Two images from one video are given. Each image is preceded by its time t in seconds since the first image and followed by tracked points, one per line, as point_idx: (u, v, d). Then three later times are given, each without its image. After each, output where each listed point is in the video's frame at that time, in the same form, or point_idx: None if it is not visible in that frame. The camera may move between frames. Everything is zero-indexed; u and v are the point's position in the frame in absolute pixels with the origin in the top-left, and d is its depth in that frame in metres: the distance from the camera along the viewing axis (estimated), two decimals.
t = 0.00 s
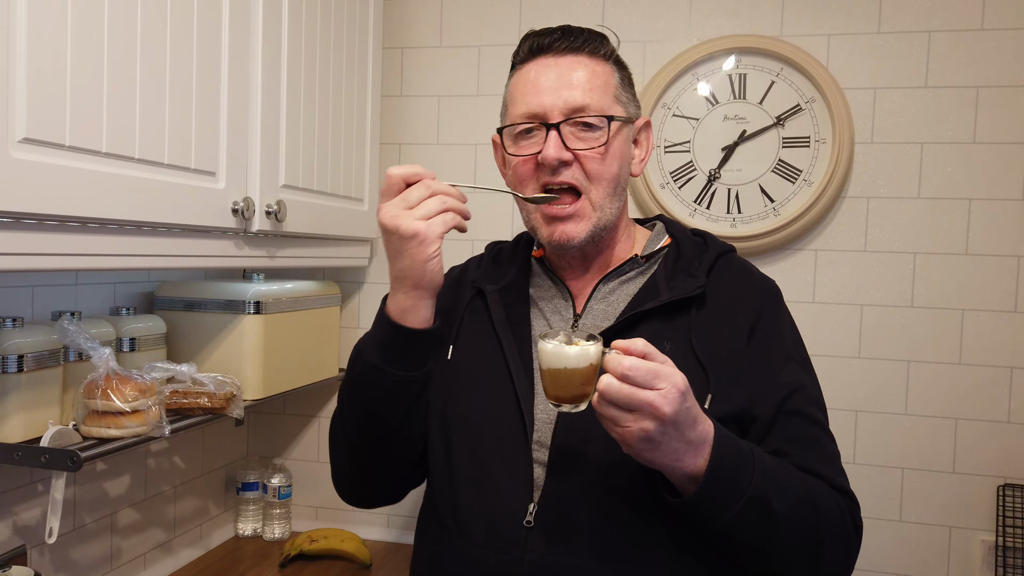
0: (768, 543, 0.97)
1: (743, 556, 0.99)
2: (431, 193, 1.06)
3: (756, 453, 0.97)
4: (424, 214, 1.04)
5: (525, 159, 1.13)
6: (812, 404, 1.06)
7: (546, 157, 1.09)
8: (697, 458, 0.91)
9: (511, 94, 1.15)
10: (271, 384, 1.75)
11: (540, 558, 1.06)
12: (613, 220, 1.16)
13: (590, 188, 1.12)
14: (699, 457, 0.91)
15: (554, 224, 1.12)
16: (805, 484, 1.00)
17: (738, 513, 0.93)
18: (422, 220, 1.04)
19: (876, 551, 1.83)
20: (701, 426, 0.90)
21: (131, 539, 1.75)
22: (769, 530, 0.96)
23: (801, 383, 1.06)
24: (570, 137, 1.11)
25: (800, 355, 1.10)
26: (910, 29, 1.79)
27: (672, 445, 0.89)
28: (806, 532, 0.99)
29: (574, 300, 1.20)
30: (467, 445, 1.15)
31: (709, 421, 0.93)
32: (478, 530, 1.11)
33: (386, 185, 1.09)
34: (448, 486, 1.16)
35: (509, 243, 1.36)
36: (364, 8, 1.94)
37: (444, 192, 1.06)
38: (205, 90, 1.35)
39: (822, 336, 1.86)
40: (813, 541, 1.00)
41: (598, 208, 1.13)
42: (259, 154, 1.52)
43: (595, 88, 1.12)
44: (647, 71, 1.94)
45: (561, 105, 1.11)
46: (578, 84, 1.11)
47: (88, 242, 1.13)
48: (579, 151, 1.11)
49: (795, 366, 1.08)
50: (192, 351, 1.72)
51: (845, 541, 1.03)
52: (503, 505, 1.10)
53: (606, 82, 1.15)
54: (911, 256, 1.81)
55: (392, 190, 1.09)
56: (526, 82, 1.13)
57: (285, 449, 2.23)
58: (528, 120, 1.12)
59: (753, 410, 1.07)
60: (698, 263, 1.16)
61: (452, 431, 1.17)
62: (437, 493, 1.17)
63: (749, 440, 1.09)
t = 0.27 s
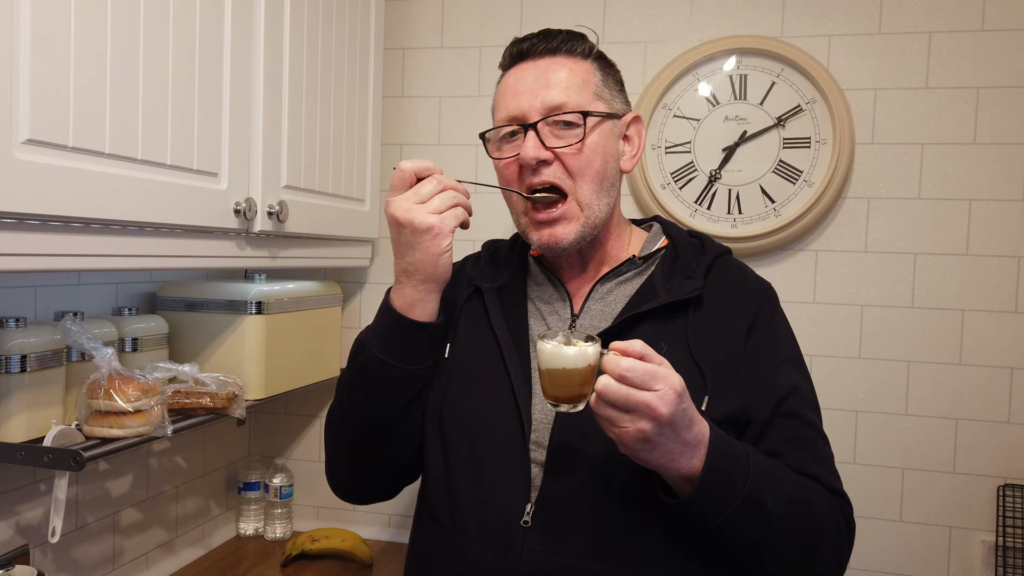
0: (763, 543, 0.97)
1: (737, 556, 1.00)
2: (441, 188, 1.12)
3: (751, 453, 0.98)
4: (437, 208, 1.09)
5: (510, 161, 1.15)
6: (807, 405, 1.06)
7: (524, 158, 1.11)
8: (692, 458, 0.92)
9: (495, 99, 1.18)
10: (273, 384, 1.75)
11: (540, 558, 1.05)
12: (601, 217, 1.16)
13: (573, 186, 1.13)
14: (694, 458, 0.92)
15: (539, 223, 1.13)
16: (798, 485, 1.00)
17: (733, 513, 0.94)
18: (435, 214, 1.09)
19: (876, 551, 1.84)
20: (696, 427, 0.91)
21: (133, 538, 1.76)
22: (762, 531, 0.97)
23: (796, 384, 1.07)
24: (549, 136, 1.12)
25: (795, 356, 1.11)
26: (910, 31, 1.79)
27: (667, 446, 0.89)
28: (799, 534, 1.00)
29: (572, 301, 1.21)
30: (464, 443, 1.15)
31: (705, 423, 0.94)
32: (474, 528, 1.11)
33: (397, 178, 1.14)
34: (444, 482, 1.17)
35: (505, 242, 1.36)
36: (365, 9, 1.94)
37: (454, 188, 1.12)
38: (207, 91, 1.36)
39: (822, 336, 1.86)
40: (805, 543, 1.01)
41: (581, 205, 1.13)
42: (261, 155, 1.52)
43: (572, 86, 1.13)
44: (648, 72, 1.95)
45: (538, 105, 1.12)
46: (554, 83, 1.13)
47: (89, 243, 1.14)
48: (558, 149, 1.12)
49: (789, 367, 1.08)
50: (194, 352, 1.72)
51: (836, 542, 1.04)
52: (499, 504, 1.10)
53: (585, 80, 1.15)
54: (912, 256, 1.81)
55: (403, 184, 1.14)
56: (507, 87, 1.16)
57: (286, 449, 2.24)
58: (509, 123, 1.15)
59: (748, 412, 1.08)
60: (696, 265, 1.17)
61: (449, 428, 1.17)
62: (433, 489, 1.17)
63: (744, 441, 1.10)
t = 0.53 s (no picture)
0: (757, 544, 0.98)
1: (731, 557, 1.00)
2: (445, 185, 1.13)
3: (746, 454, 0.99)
4: (441, 205, 1.10)
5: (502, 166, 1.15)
6: (803, 407, 1.07)
7: (517, 163, 1.11)
8: (688, 459, 0.93)
9: (490, 106, 1.19)
10: (276, 384, 1.76)
11: (534, 556, 1.06)
12: (593, 219, 1.16)
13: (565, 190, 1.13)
14: (690, 459, 0.93)
15: (531, 228, 1.13)
16: (793, 487, 1.01)
17: (727, 514, 0.95)
18: (439, 211, 1.10)
19: (878, 551, 1.84)
20: (692, 429, 0.91)
21: (136, 538, 1.76)
22: (756, 532, 0.97)
23: (792, 386, 1.07)
24: (541, 141, 1.12)
25: (791, 358, 1.11)
26: (912, 31, 1.80)
27: (664, 447, 0.90)
28: (792, 536, 1.00)
29: (571, 299, 1.21)
30: (461, 439, 1.16)
31: (701, 424, 0.94)
32: (472, 526, 1.12)
33: (401, 174, 1.15)
34: (441, 479, 1.17)
35: (505, 241, 1.37)
36: (368, 9, 1.95)
37: (457, 186, 1.14)
38: (210, 92, 1.36)
39: (823, 336, 1.87)
40: (799, 545, 1.01)
41: (574, 208, 1.13)
42: (264, 155, 1.53)
43: (564, 91, 1.14)
44: (649, 73, 1.95)
45: (531, 110, 1.13)
46: (546, 89, 1.13)
47: (94, 243, 1.14)
48: (549, 153, 1.12)
49: (785, 369, 1.09)
50: (197, 352, 1.73)
51: (830, 544, 1.04)
52: (496, 501, 1.10)
53: (577, 83, 1.15)
54: (913, 257, 1.81)
55: (408, 179, 1.15)
56: (501, 93, 1.17)
57: (289, 448, 2.24)
58: (503, 129, 1.16)
59: (744, 412, 1.08)
60: (694, 265, 1.17)
61: (447, 425, 1.18)
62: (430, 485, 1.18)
63: (741, 442, 1.10)
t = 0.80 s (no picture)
0: (753, 543, 0.98)
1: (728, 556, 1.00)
2: (435, 184, 1.12)
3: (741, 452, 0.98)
4: (431, 204, 1.09)
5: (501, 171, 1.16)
6: (801, 407, 1.07)
7: (516, 168, 1.11)
8: (684, 458, 0.93)
9: (488, 110, 1.19)
10: (277, 383, 1.76)
11: (528, 555, 1.06)
12: (594, 220, 1.16)
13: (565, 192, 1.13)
14: (685, 457, 0.93)
15: (531, 230, 1.14)
16: (789, 487, 1.00)
17: (722, 514, 0.95)
18: (429, 210, 1.09)
19: (880, 552, 1.84)
20: (688, 428, 0.91)
21: (138, 538, 1.76)
22: (752, 532, 0.97)
23: (790, 386, 1.07)
24: (539, 145, 1.12)
25: (790, 358, 1.11)
26: (914, 31, 1.79)
27: (660, 446, 0.90)
28: (789, 535, 1.00)
29: (569, 298, 1.21)
30: (458, 438, 1.16)
31: (696, 423, 0.94)
32: (469, 524, 1.12)
33: (392, 174, 1.15)
34: (439, 478, 1.17)
35: (504, 240, 1.37)
36: (370, 9, 1.95)
37: (448, 185, 1.13)
38: (213, 92, 1.36)
39: (824, 336, 1.87)
40: (796, 545, 1.01)
41: (574, 210, 1.13)
42: (266, 155, 1.53)
43: (561, 94, 1.13)
44: (651, 73, 1.95)
45: (528, 114, 1.13)
46: (543, 92, 1.13)
47: (96, 243, 1.14)
48: (548, 157, 1.12)
49: (783, 368, 1.09)
50: (198, 351, 1.73)
51: (827, 542, 1.04)
52: (493, 500, 1.11)
53: (574, 85, 1.15)
54: (915, 257, 1.81)
55: (398, 179, 1.15)
56: (498, 97, 1.16)
57: (291, 448, 2.24)
58: (501, 133, 1.16)
59: (741, 412, 1.08)
60: (691, 265, 1.17)
61: (444, 424, 1.18)
62: (427, 484, 1.18)
63: (737, 441, 1.10)
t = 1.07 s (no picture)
0: (748, 541, 0.98)
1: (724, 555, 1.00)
2: (419, 193, 1.09)
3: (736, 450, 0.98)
4: (416, 213, 1.06)
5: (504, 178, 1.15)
6: (799, 405, 1.06)
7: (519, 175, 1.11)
8: (678, 455, 0.93)
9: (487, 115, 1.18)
10: (277, 383, 1.76)
11: (523, 552, 1.07)
12: (596, 224, 1.16)
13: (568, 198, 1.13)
14: (680, 455, 0.93)
15: (535, 236, 1.14)
16: (784, 486, 1.00)
17: (717, 512, 0.95)
18: (414, 219, 1.06)
19: (880, 552, 1.84)
20: (682, 425, 0.91)
21: (138, 537, 1.76)
22: (747, 531, 0.97)
23: (787, 385, 1.07)
24: (542, 152, 1.12)
25: (788, 357, 1.11)
26: (915, 31, 1.79)
27: (654, 443, 0.90)
28: (785, 534, 1.00)
29: (566, 298, 1.21)
30: (457, 438, 1.16)
31: (690, 420, 0.95)
32: (467, 522, 1.12)
33: (374, 184, 1.11)
34: (437, 477, 1.17)
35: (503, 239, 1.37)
36: (370, 8, 1.95)
37: (433, 193, 1.10)
38: (212, 92, 1.36)
39: (824, 336, 1.87)
40: (792, 544, 1.01)
41: (577, 215, 1.13)
42: (265, 155, 1.53)
43: (562, 100, 1.13)
44: (651, 72, 1.95)
45: (530, 121, 1.12)
46: (545, 99, 1.12)
47: (96, 243, 1.14)
48: (550, 164, 1.11)
49: (780, 368, 1.08)
50: (198, 351, 1.73)
51: (824, 542, 1.04)
52: (490, 499, 1.11)
53: (575, 90, 1.15)
54: (915, 257, 1.81)
55: (382, 189, 1.11)
56: (498, 103, 1.15)
57: (291, 448, 2.24)
58: (502, 139, 1.15)
59: (738, 411, 1.08)
60: (689, 264, 1.17)
61: (443, 425, 1.18)
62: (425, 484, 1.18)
63: (734, 440, 1.10)
